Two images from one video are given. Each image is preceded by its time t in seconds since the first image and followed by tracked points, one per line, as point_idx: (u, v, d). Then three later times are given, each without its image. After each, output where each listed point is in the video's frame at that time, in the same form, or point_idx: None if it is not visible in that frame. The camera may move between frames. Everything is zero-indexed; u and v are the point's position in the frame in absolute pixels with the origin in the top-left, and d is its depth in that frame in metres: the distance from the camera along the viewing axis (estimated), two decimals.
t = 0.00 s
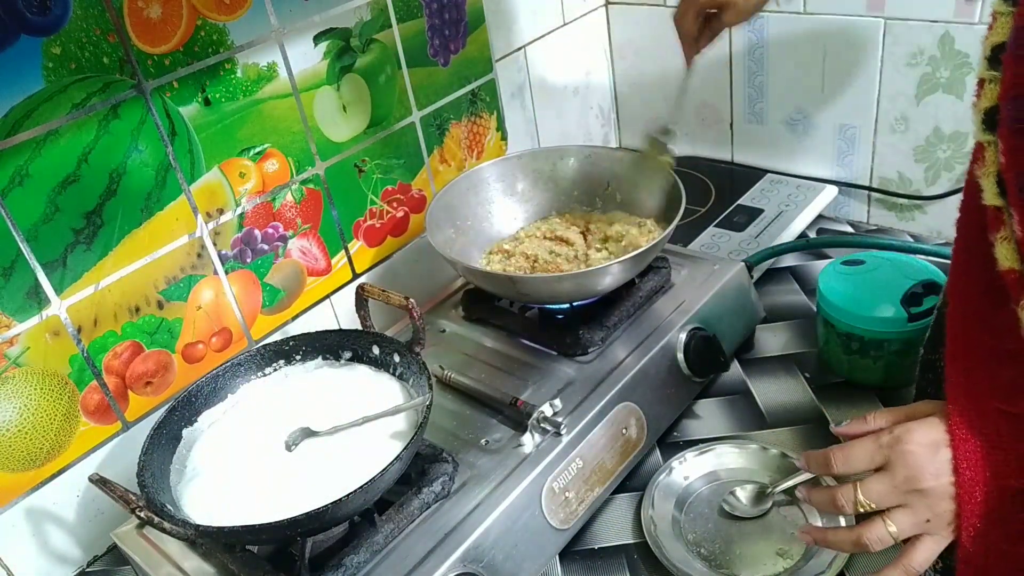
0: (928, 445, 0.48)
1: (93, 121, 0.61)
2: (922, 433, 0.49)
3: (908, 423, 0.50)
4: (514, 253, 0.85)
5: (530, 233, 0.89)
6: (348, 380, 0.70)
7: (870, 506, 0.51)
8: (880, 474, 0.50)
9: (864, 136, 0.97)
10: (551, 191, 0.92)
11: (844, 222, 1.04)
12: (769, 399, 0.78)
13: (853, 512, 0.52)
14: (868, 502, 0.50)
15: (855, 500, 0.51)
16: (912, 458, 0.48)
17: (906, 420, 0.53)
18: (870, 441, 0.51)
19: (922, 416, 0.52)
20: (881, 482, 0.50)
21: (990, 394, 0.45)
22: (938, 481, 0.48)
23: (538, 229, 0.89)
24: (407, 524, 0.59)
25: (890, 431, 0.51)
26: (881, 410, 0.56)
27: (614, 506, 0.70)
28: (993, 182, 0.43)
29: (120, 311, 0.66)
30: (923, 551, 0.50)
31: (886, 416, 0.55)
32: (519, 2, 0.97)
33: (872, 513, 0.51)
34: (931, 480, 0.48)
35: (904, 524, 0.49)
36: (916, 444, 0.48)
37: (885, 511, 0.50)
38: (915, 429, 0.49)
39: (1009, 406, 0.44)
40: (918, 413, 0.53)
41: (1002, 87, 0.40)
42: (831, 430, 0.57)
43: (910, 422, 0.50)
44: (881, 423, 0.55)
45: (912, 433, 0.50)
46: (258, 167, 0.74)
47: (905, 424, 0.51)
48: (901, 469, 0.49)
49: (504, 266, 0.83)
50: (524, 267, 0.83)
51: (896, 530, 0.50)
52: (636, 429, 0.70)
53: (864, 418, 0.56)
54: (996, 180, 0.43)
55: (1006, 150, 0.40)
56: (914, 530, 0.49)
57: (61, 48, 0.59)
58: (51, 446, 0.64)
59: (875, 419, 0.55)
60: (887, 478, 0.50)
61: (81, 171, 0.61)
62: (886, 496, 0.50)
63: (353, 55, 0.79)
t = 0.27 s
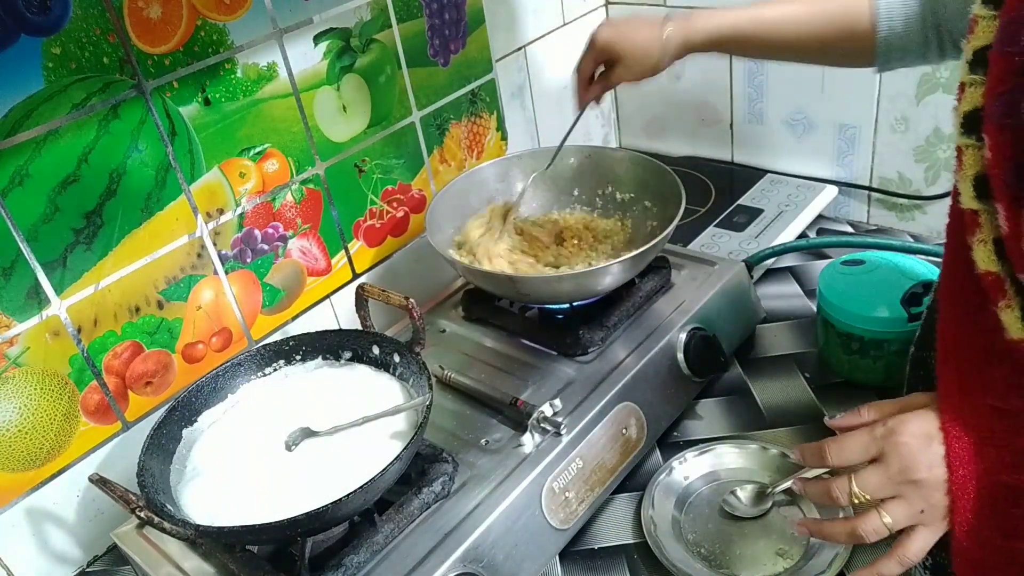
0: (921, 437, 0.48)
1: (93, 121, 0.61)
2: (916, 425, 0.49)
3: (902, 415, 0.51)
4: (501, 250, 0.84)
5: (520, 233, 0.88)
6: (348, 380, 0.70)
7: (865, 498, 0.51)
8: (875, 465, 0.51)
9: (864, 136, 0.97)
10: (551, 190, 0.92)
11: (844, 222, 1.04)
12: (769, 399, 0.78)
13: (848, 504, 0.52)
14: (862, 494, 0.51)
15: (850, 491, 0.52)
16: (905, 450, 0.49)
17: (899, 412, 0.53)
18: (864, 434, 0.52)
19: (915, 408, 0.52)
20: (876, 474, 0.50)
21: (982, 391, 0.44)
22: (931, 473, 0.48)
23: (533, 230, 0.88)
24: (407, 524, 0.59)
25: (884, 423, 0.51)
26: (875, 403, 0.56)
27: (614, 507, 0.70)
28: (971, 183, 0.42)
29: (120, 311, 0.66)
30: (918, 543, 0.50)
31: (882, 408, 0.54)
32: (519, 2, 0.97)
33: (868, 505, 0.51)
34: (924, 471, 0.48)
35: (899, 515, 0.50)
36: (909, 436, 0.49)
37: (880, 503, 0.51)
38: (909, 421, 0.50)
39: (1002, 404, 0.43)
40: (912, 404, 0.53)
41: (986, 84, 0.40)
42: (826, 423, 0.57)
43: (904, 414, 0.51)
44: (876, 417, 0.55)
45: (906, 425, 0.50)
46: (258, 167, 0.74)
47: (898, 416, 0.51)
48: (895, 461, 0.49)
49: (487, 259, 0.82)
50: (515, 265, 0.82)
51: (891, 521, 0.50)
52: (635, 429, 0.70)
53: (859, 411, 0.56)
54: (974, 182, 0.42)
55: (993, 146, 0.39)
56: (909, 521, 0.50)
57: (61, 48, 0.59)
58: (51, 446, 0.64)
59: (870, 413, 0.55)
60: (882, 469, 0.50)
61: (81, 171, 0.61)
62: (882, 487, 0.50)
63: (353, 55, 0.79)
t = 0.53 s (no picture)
0: (929, 444, 0.48)
1: (93, 121, 0.61)
2: (924, 432, 0.49)
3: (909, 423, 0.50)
4: (502, 250, 0.85)
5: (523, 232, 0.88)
6: (348, 380, 0.70)
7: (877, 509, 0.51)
8: (884, 475, 0.51)
9: (863, 136, 0.97)
10: (551, 190, 0.92)
11: (844, 222, 1.04)
12: (769, 399, 0.78)
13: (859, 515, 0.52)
14: (873, 505, 0.51)
15: (860, 503, 0.51)
16: (914, 458, 0.48)
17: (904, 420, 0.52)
18: (872, 444, 0.52)
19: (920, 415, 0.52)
20: (887, 484, 0.50)
21: (985, 390, 0.45)
22: (942, 481, 0.48)
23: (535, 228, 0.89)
24: (407, 524, 0.59)
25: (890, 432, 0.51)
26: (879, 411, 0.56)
27: (614, 507, 0.70)
28: (977, 178, 0.45)
29: (120, 311, 0.66)
30: (937, 553, 0.50)
31: (886, 416, 0.54)
32: (519, 2, 0.97)
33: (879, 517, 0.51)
34: (934, 479, 0.48)
35: (911, 525, 0.50)
36: (915, 443, 0.49)
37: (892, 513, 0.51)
38: (917, 428, 0.49)
39: (1006, 400, 0.44)
40: (916, 411, 0.53)
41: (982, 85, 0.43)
42: (829, 434, 0.57)
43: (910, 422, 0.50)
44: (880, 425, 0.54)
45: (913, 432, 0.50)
46: (258, 167, 0.74)
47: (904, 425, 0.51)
48: (904, 470, 0.49)
49: (490, 262, 0.83)
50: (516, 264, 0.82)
51: (904, 531, 0.50)
52: (636, 429, 0.70)
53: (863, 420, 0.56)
54: (979, 176, 0.45)
55: (990, 143, 0.42)
56: (922, 530, 0.50)
57: (61, 48, 0.59)
58: (51, 446, 0.64)
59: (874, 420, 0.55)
60: (893, 479, 0.50)
61: (81, 172, 0.61)
62: (893, 496, 0.50)
63: (354, 55, 0.79)
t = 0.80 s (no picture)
0: (912, 425, 0.48)
1: (93, 121, 0.61)
2: (906, 412, 0.49)
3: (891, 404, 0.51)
4: (503, 249, 0.85)
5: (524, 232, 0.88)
6: (348, 380, 0.70)
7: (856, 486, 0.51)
8: (865, 454, 0.51)
9: (863, 136, 0.97)
10: (551, 190, 0.92)
11: (844, 222, 1.04)
12: (769, 398, 0.78)
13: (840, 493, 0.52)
14: (854, 481, 0.51)
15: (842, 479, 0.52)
16: (895, 436, 0.49)
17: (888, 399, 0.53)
18: (855, 423, 0.52)
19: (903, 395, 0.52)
20: (868, 461, 0.50)
21: (973, 378, 0.45)
22: (923, 460, 0.48)
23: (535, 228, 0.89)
24: (407, 524, 0.59)
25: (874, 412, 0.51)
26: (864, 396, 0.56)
27: (614, 506, 0.70)
28: (965, 174, 0.44)
29: (120, 311, 0.66)
30: (914, 531, 0.50)
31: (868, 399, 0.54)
32: (519, 2, 0.97)
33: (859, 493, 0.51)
34: (915, 458, 0.48)
35: (890, 501, 0.50)
36: (898, 422, 0.49)
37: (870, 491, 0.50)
38: (899, 408, 0.50)
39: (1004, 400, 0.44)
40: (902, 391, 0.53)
41: (979, 80, 0.42)
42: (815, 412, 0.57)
43: (893, 403, 0.51)
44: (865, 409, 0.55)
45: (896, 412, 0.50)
46: (258, 167, 0.74)
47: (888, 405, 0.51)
48: (885, 448, 0.49)
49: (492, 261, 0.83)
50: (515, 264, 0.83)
51: (882, 508, 0.50)
52: (636, 429, 0.70)
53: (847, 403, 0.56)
54: (967, 172, 0.44)
55: (983, 139, 0.42)
56: (901, 507, 0.49)
57: (61, 48, 0.59)
58: (51, 446, 0.64)
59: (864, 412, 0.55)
60: (874, 456, 0.50)
61: (81, 172, 0.61)
62: (872, 473, 0.50)
63: (354, 55, 0.80)
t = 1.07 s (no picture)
0: (914, 430, 0.49)
1: (93, 121, 0.61)
2: (909, 415, 0.49)
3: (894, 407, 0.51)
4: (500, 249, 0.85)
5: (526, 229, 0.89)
6: (348, 380, 0.70)
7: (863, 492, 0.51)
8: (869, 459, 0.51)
9: (864, 136, 0.97)
10: (551, 190, 0.92)
11: (844, 222, 1.04)
12: (769, 398, 0.78)
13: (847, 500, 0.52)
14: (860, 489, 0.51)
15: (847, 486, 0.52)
16: (899, 441, 0.49)
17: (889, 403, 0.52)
18: (858, 429, 0.52)
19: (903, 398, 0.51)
20: (872, 467, 0.50)
21: (974, 382, 0.45)
22: (926, 464, 0.48)
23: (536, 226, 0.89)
24: (407, 524, 0.59)
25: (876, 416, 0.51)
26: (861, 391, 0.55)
27: (614, 506, 0.70)
28: (962, 179, 0.45)
29: (120, 311, 0.66)
30: (919, 536, 0.49)
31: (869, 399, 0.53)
32: (519, 2, 0.97)
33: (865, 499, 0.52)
34: (919, 463, 0.48)
35: (896, 508, 0.50)
36: (900, 426, 0.49)
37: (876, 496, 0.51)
38: (901, 412, 0.50)
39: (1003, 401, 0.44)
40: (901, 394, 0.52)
41: (968, 87, 0.43)
42: (816, 418, 0.56)
43: (896, 406, 0.50)
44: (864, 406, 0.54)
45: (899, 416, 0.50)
46: (258, 167, 0.74)
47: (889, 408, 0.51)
48: (889, 454, 0.49)
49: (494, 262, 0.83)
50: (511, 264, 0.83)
51: (889, 514, 0.50)
52: (636, 429, 0.70)
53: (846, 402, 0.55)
54: (962, 179, 0.45)
55: (977, 144, 0.42)
56: (905, 514, 0.50)
57: (61, 48, 0.59)
58: (51, 446, 0.64)
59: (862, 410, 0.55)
60: (878, 463, 0.50)
61: (81, 172, 0.61)
62: (877, 480, 0.50)
63: (353, 55, 0.80)
